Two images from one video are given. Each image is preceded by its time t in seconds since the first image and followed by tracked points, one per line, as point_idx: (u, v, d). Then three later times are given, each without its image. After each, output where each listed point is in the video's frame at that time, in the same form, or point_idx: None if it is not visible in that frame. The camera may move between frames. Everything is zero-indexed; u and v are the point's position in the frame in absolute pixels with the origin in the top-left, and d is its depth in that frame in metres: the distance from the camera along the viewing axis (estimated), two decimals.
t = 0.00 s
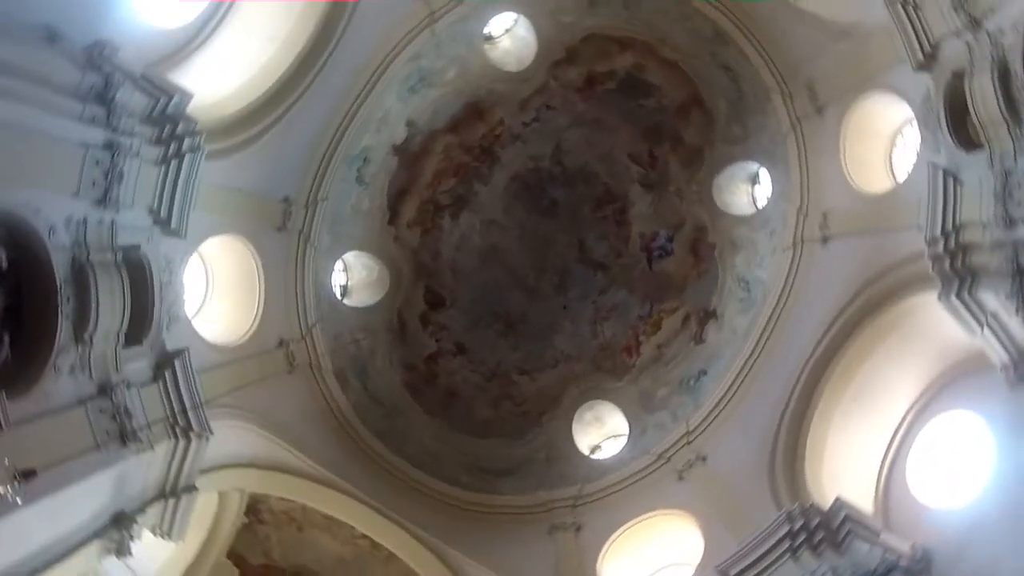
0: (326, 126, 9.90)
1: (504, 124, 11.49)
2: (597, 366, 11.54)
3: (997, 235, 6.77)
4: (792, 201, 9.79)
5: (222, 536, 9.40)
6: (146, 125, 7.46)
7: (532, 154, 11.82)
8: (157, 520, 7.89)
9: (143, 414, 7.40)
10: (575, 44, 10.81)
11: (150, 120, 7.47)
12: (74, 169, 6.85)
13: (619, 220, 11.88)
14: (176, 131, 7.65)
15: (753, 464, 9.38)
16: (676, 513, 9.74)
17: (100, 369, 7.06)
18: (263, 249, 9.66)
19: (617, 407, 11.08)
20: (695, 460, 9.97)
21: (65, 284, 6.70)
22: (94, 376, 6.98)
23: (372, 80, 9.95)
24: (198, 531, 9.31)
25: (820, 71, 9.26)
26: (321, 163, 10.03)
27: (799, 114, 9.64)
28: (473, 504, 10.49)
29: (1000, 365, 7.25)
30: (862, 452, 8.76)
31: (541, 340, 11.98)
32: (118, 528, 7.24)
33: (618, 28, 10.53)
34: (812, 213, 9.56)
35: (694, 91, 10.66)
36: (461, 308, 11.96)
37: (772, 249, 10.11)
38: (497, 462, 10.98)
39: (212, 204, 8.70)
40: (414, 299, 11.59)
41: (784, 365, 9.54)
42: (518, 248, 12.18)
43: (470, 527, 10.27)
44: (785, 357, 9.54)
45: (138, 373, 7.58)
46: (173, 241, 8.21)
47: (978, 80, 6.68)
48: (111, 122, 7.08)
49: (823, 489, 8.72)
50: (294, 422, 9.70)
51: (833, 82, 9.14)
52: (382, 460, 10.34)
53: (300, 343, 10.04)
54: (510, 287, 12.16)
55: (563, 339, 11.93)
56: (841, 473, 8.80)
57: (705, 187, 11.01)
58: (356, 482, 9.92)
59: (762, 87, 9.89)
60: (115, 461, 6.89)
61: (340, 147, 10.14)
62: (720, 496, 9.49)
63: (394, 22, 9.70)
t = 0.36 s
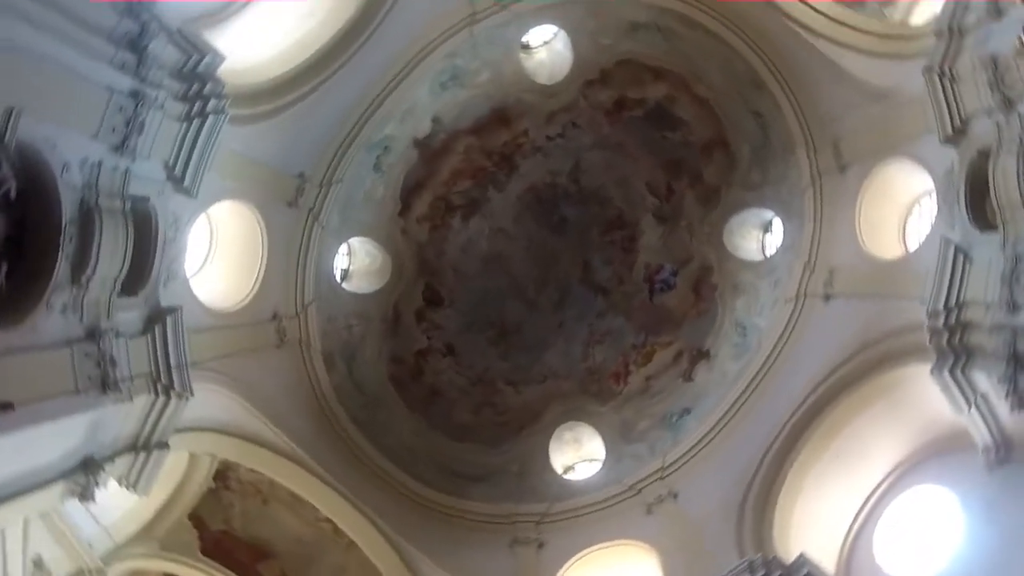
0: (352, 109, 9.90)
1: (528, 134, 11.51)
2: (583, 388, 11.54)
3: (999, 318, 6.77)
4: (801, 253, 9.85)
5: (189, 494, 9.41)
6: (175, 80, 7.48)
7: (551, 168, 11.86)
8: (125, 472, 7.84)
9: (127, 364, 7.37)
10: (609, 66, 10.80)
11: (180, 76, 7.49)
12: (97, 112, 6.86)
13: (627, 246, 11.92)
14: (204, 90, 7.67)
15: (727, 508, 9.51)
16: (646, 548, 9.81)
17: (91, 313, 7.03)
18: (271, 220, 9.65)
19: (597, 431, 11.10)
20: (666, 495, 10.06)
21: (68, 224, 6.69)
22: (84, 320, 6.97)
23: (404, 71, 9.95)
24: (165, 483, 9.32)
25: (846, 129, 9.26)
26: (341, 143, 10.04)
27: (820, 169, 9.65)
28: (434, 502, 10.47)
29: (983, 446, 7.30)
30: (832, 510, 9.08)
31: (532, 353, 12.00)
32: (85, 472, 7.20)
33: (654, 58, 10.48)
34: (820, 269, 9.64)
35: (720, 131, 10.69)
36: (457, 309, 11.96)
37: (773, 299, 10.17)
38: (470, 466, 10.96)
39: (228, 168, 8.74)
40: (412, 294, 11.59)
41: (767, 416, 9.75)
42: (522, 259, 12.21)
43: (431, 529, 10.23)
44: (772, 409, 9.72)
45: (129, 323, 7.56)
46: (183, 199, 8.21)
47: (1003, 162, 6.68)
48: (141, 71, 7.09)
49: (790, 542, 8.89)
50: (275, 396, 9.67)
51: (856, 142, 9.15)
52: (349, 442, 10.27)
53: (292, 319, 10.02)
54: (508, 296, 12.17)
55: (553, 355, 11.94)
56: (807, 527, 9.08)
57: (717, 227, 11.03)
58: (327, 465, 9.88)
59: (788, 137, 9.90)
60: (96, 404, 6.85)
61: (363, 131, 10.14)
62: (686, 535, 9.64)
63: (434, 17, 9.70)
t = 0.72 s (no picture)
0: (382, 85, 9.89)
1: (552, 136, 11.49)
2: (570, 394, 11.57)
3: (990, 390, 6.77)
4: (806, 295, 9.88)
5: (165, 443, 9.43)
6: (212, 32, 7.49)
7: (571, 172, 11.87)
8: (105, 412, 7.87)
9: (123, 306, 7.38)
10: (644, 81, 10.77)
11: (217, 28, 7.50)
12: (129, 51, 6.85)
13: (634, 261, 11.93)
14: (238, 46, 7.69)
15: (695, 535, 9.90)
16: (612, 563, 10.11)
17: (95, 250, 7.04)
18: (286, 183, 9.67)
19: (578, 439, 11.15)
20: (637, 513, 10.29)
21: (84, 158, 6.69)
22: (88, 256, 6.98)
23: (439, 56, 9.93)
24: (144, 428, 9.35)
25: (869, 179, 9.24)
26: (367, 118, 10.03)
27: (837, 214, 9.64)
28: (407, 486, 10.51)
29: (955, 512, 7.32)
30: (800, 545, 9.52)
31: (524, 352, 12.02)
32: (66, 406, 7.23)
33: (689, 80, 10.45)
34: (822, 313, 9.71)
35: (744, 162, 10.67)
36: (456, 298, 11.96)
37: (770, 336, 10.24)
38: (447, 456, 10.98)
39: (250, 125, 8.79)
40: (415, 277, 11.60)
41: (750, 450, 10.01)
42: (529, 258, 12.24)
43: (399, 513, 10.27)
44: (755, 443, 10.00)
45: (132, 266, 7.58)
46: (202, 150, 8.23)
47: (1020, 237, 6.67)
48: (179, 18, 7.10)
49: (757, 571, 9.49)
50: (265, 358, 9.69)
51: (876, 193, 9.14)
52: (331, 414, 10.27)
53: (293, 284, 10.02)
54: (509, 293, 12.18)
55: (545, 358, 11.96)
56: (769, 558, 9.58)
57: (726, 256, 11.02)
58: (307, 434, 9.89)
59: (809, 178, 9.88)
60: (86, 340, 6.87)
61: (390, 109, 10.13)
62: (652, 559, 9.95)
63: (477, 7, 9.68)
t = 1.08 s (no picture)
0: (400, 69, 9.87)
1: (564, 137, 11.49)
2: (555, 395, 11.60)
3: (974, 433, 6.82)
4: (800, 320, 9.90)
5: (147, 405, 9.38)
6: None
7: (578, 174, 11.88)
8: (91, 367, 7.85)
9: (120, 265, 7.36)
10: (661, 91, 10.78)
11: None
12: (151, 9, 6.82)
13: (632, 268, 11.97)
14: (259, 15, 7.69)
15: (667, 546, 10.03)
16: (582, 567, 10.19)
17: (98, 206, 7.01)
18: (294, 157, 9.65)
19: (559, 440, 11.19)
20: (611, 520, 10.33)
21: (97, 112, 6.65)
22: (91, 212, 6.95)
23: (460, 46, 9.91)
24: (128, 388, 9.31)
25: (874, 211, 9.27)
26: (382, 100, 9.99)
27: (839, 243, 9.67)
28: (386, 470, 10.51)
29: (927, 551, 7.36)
30: (775, 559, 9.82)
31: (514, 349, 12.04)
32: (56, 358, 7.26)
33: (706, 94, 10.46)
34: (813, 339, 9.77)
35: (751, 182, 10.70)
36: (451, 288, 11.96)
37: (760, 356, 10.27)
38: (428, 444, 10.99)
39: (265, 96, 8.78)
40: (414, 262, 11.60)
41: (730, 468, 10.10)
42: (528, 255, 12.26)
43: (375, 496, 10.27)
44: (735, 461, 10.10)
45: (133, 226, 7.55)
46: (214, 116, 8.20)
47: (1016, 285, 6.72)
48: None
49: None
50: (256, 329, 9.66)
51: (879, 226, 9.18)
52: (316, 391, 10.25)
53: (291, 258, 9.99)
54: (505, 288, 12.20)
55: (534, 356, 11.97)
56: (737, 574, 9.88)
57: (725, 274, 11.05)
58: (291, 410, 9.87)
59: (815, 204, 9.91)
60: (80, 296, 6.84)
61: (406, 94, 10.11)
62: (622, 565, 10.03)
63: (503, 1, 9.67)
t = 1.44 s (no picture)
0: (416, 62, 9.86)
1: (571, 148, 11.51)
2: (535, 404, 11.60)
3: (948, 486, 6.85)
4: (787, 355, 9.94)
5: (127, 371, 9.30)
6: None
7: (581, 187, 11.89)
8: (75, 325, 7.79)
9: (118, 227, 7.28)
10: (671, 114, 10.83)
11: None
12: None
13: (624, 287, 11.99)
14: None
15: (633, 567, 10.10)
16: None
17: (101, 165, 6.94)
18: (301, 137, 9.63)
19: (534, 450, 11.18)
20: (578, 535, 10.35)
21: (112, 70, 6.60)
22: (94, 170, 6.89)
23: (478, 46, 9.91)
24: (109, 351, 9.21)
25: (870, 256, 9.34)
26: (394, 91, 9.99)
27: (833, 283, 9.73)
28: (358, 461, 10.48)
29: None
30: None
31: (499, 354, 12.03)
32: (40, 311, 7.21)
33: (716, 122, 10.50)
34: (798, 376, 9.82)
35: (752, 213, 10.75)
36: (443, 287, 11.94)
37: (744, 388, 10.29)
38: (402, 439, 10.96)
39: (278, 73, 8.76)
40: (409, 257, 11.58)
41: (703, 495, 10.14)
42: (522, 263, 12.26)
43: (345, 486, 10.23)
44: (709, 489, 10.15)
45: (135, 189, 7.49)
46: (227, 88, 8.16)
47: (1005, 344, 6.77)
48: None
49: None
50: (245, 307, 9.62)
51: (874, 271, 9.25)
52: (297, 373, 10.19)
53: (287, 239, 9.95)
54: (496, 292, 12.19)
55: (518, 363, 11.97)
56: None
57: (716, 302, 11.08)
58: (271, 391, 9.82)
59: (813, 243, 9.96)
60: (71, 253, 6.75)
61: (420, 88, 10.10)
62: None
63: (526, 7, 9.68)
